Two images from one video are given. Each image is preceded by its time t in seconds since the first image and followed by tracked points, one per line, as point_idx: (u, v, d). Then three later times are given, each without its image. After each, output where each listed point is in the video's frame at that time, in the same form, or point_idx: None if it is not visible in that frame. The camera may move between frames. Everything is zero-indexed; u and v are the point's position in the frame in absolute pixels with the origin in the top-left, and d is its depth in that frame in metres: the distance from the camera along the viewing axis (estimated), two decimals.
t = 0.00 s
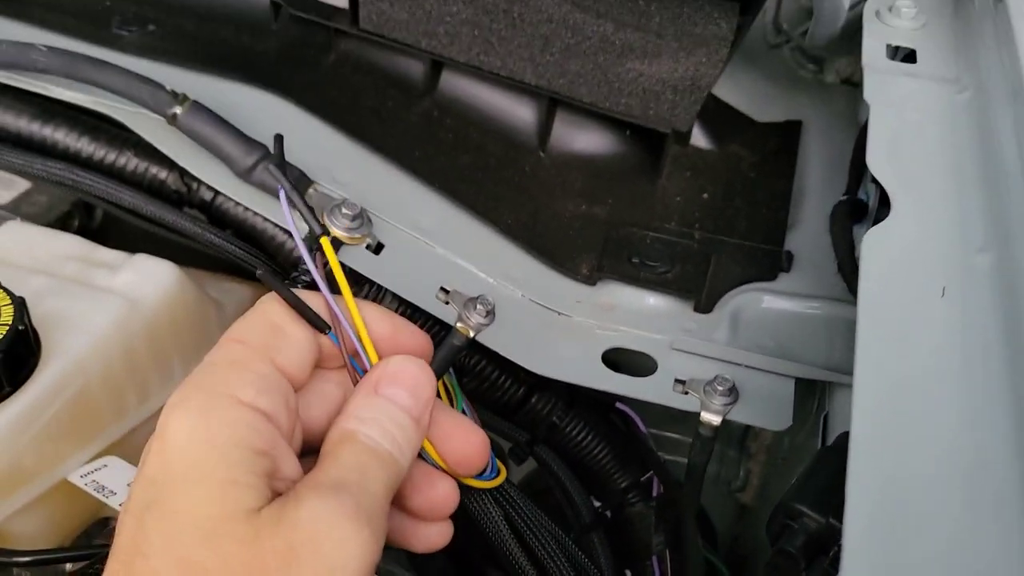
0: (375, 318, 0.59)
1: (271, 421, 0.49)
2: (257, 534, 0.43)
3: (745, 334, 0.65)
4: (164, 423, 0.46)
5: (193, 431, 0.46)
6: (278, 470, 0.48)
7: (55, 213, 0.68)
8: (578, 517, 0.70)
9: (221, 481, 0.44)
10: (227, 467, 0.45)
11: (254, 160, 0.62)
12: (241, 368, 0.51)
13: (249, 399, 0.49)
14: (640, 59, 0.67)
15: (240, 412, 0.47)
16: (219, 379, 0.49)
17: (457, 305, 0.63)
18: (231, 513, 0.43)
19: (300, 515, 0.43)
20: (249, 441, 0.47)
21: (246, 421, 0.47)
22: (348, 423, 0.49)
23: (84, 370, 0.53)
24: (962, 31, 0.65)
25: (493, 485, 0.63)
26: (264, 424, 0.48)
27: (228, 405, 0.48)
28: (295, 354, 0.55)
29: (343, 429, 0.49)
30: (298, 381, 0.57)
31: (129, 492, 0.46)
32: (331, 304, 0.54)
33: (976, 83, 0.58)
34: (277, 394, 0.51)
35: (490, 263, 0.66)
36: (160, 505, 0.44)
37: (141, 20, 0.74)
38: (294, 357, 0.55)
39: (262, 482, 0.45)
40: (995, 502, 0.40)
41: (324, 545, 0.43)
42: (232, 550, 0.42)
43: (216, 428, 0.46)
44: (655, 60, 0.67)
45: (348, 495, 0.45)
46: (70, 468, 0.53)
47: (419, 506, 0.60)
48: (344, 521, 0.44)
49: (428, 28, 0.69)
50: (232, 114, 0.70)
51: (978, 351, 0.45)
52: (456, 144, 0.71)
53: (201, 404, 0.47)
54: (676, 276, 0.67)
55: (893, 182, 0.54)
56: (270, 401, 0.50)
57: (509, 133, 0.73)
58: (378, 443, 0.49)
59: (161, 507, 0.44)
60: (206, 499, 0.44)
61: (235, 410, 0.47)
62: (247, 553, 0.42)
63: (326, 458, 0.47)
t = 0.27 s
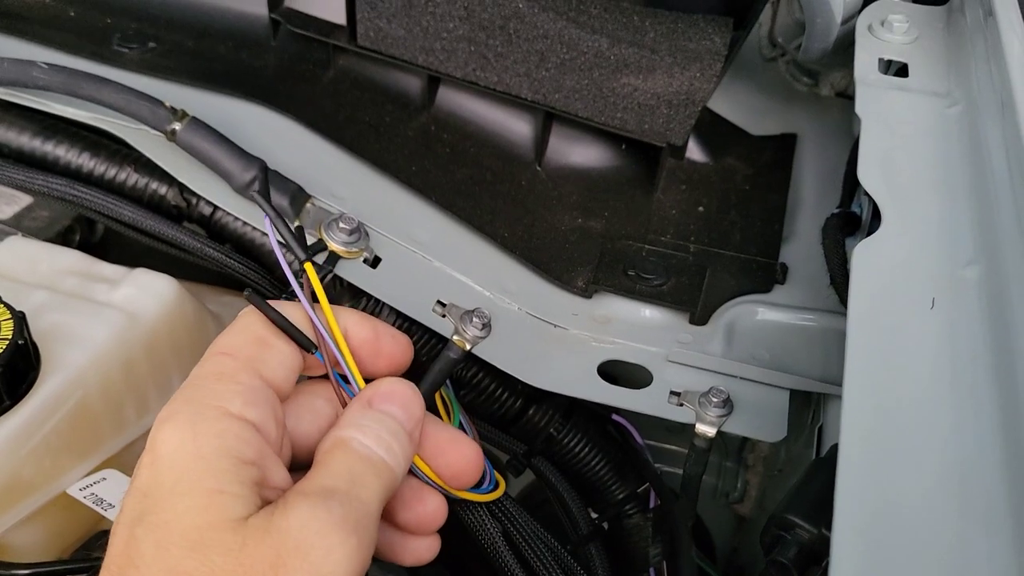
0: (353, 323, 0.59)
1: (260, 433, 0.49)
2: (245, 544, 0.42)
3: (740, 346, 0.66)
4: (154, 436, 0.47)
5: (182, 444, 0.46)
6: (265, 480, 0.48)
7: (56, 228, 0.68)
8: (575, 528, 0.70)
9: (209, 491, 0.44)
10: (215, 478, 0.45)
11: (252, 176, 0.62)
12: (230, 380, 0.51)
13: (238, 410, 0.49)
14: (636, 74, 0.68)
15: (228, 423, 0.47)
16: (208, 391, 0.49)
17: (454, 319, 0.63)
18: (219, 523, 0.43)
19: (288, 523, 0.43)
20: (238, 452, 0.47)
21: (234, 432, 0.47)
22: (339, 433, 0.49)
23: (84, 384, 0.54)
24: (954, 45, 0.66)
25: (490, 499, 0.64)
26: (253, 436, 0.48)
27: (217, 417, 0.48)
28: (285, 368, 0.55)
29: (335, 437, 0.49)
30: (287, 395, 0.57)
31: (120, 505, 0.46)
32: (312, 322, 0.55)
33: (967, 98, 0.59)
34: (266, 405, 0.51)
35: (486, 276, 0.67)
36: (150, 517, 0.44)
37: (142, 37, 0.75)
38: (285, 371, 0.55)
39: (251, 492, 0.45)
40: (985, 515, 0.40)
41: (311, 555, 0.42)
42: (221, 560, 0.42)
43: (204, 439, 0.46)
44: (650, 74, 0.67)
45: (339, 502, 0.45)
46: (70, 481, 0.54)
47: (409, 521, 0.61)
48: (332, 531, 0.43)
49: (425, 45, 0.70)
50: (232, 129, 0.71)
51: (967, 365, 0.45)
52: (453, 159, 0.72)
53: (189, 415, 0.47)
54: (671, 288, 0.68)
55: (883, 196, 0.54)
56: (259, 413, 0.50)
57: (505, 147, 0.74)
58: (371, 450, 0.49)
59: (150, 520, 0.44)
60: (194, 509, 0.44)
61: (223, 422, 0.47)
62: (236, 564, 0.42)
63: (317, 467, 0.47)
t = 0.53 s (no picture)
0: (350, 320, 0.59)
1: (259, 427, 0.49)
2: (246, 538, 0.43)
3: (745, 345, 0.66)
4: (155, 433, 0.47)
5: (182, 440, 0.46)
6: (266, 475, 0.48)
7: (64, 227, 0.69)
8: (580, 527, 0.70)
9: (210, 487, 0.44)
10: (216, 474, 0.45)
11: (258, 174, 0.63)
12: (228, 376, 0.51)
13: (238, 406, 0.49)
14: (640, 75, 0.68)
15: (228, 419, 0.48)
16: (206, 387, 0.49)
17: (460, 318, 0.64)
18: (222, 518, 0.43)
19: (290, 518, 0.43)
20: (238, 446, 0.47)
21: (234, 427, 0.47)
22: (343, 429, 0.50)
23: (91, 382, 0.54)
24: (959, 45, 0.66)
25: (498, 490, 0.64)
26: (253, 431, 0.48)
27: (216, 412, 0.48)
28: (283, 362, 0.55)
29: (340, 433, 0.50)
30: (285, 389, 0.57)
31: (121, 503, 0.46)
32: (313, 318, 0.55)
33: (971, 97, 0.59)
34: (265, 400, 0.51)
35: (492, 276, 0.67)
36: (151, 514, 0.44)
37: (149, 39, 0.76)
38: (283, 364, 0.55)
39: (252, 486, 0.45)
40: (987, 512, 0.40)
41: (314, 550, 0.43)
42: (223, 555, 0.43)
43: (204, 435, 0.46)
44: (654, 75, 0.67)
45: (342, 497, 0.45)
46: (77, 479, 0.54)
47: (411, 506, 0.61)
48: (335, 526, 0.44)
49: (430, 46, 0.70)
50: (238, 130, 0.71)
51: (970, 363, 0.46)
52: (458, 159, 0.72)
53: (188, 412, 0.47)
54: (676, 288, 0.68)
55: (888, 195, 0.55)
56: (259, 408, 0.50)
57: (510, 147, 0.74)
58: (375, 447, 0.49)
59: (152, 518, 0.44)
60: (196, 505, 0.44)
61: (223, 418, 0.47)
62: (239, 559, 0.42)
63: (320, 463, 0.48)
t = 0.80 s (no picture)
0: (350, 326, 0.58)
1: (268, 429, 0.49)
2: (258, 547, 0.41)
3: (753, 345, 0.65)
4: (164, 437, 0.47)
5: (190, 444, 0.46)
6: (280, 480, 0.47)
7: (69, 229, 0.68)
8: (587, 529, 0.70)
9: (219, 492, 0.43)
10: (225, 478, 0.44)
11: (265, 175, 0.63)
12: (235, 377, 0.50)
13: (245, 407, 0.48)
14: (647, 74, 0.67)
15: (236, 421, 0.47)
16: (214, 389, 0.49)
17: (466, 318, 0.63)
18: (232, 524, 0.42)
19: (305, 527, 0.42)
20: (246, 449, 0.46)
21: (242, 430, 0.47)
22: (373, 437, 0.48)
23: (97, 383, 0.54)
24: (968, 43, 0.65)
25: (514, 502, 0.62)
26: (262, 433, 0.48)
27: (224, 415, 0.47)
28: (289, 363, 0.54)
29: (370, 442, 0.48)
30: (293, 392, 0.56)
31: (131, 506, 0.46)
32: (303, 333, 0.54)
33: (982, 95, 0.59)
34: (272, 401, 0.50)
35: (498, 276, 0.66)
36: (161, 519, 0.44)
37: (154, 39, 0.76)
38: (289, 364, 0.54)
39: (263, 491, 0.44)
40: (1005, 512, 0.40)
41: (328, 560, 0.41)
42: (234, 563, 0.41)
43: (212, 438, 0.46)
44: (661, 74, 0.67)
45: (363, 510, 0.43)
46: (83, 480, 0.54)
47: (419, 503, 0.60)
48: (352, 537, 0.42)
49: (436, 45, 0.70)
50: (244, 130, 0.71)
51: (984, 365, 0.45)
52: (464, 159, 0.72)
53: (198, 418, 0.47)
54: (684, 288, 0.68)
55: (899, 193, 0.54)
56: (267, 410, 0.49)
57: (516, 147, 0.73)
58: (403, 459, 0.47)
59: (161, 521, 0.44)
60: (205, 511, 0.43)
61: (230, 420, 0.47)
62: (249, 567, 0.41)
63: (345, 471, 0.46)
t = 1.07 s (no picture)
0: (375, 331, 0.57)
1: (303, 439, 0.48)
2: (300, 568, 0.41)
3: (765, 347, 0.65)
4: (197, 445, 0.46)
5: (226, 455, 0.45)
6: (315, 493, 0.47)
7: (78, 232, 0.68)
8: (599, 532, 0.69)
9: (259, 509, 0.43)
10: (261, 492, 0.44)
11: (275, 179, 0.63)
12: (269, 385, 0.49)
13: (279, 417, 0.48)
14: (657, 75, 0.67)
15: (272, 432, 0.47)
16: (248, 398, 0.48)
17: (478, 320, 0.63)
18: (273, 543, 0.42)
19: (352, 551, 0.41)
20: (283, 462, 0.46)
21: (279, 442, 0.46)
22: (423, 466, 0.48)
23: (108, 387, 0.54)
24: (981, 42, 0.65)
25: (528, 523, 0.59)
26: (298, 444, 0.47)
27: (260, 426, 0.47)
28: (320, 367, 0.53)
29: (420, 470, 0.48)
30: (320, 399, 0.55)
31: (163, 514, 0.46)
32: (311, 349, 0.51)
33: (996, 95, 0.58)
34: (305, 410, 0.50)
35: (509, 278, 0.66)
36: (196, 531, 0.44)
37: (163, 41, 0.75)
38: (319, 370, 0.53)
39: (299, 506, 0.44)
40: None
41: None
42: None
43: (249, 450, 0.45)
44: (671, 75, 0.67)
45: (411, 537, 0.43)
46: (95, 484, 0.54)
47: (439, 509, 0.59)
48: (397, 566, 0.42)
49: (446, 47, 0.70)
50: (253, 133, 0.71)
51: (1000, 368, 0.45)
52: (473, 161, 0.72)
53: (234, 428, 0.46)
54: (695, 290, 0.67)
55: (914, 193, 0.54)
56: (301, 419, 0.49)
57: (525, 148, 0.73)
58: (451, 489, 0.48)
59: (196, 531, 0.44)
60: (244, 527, 0.43)
61: (266, 430, 0.46)
62: None
63: (393, 497, 0.46)
